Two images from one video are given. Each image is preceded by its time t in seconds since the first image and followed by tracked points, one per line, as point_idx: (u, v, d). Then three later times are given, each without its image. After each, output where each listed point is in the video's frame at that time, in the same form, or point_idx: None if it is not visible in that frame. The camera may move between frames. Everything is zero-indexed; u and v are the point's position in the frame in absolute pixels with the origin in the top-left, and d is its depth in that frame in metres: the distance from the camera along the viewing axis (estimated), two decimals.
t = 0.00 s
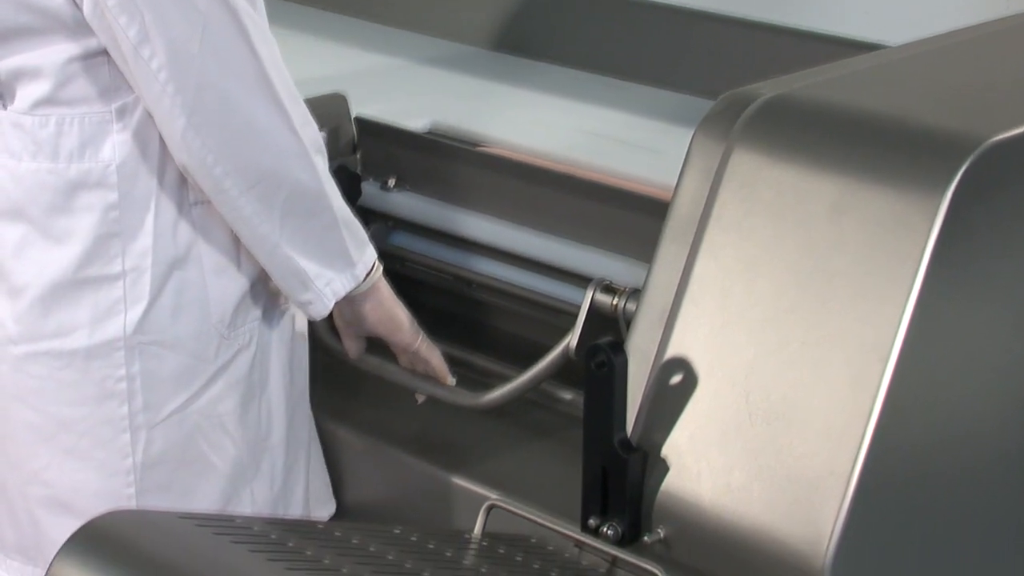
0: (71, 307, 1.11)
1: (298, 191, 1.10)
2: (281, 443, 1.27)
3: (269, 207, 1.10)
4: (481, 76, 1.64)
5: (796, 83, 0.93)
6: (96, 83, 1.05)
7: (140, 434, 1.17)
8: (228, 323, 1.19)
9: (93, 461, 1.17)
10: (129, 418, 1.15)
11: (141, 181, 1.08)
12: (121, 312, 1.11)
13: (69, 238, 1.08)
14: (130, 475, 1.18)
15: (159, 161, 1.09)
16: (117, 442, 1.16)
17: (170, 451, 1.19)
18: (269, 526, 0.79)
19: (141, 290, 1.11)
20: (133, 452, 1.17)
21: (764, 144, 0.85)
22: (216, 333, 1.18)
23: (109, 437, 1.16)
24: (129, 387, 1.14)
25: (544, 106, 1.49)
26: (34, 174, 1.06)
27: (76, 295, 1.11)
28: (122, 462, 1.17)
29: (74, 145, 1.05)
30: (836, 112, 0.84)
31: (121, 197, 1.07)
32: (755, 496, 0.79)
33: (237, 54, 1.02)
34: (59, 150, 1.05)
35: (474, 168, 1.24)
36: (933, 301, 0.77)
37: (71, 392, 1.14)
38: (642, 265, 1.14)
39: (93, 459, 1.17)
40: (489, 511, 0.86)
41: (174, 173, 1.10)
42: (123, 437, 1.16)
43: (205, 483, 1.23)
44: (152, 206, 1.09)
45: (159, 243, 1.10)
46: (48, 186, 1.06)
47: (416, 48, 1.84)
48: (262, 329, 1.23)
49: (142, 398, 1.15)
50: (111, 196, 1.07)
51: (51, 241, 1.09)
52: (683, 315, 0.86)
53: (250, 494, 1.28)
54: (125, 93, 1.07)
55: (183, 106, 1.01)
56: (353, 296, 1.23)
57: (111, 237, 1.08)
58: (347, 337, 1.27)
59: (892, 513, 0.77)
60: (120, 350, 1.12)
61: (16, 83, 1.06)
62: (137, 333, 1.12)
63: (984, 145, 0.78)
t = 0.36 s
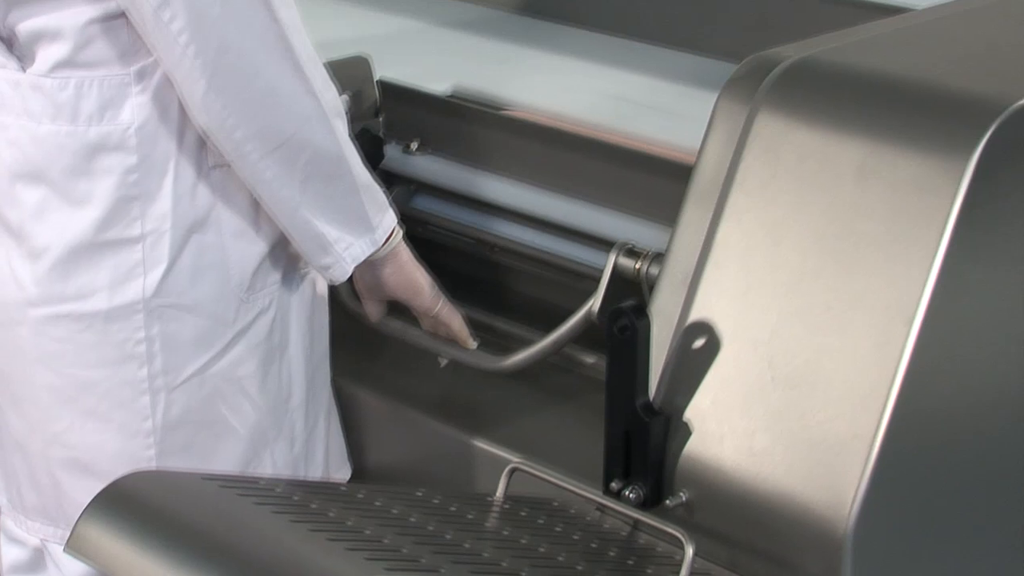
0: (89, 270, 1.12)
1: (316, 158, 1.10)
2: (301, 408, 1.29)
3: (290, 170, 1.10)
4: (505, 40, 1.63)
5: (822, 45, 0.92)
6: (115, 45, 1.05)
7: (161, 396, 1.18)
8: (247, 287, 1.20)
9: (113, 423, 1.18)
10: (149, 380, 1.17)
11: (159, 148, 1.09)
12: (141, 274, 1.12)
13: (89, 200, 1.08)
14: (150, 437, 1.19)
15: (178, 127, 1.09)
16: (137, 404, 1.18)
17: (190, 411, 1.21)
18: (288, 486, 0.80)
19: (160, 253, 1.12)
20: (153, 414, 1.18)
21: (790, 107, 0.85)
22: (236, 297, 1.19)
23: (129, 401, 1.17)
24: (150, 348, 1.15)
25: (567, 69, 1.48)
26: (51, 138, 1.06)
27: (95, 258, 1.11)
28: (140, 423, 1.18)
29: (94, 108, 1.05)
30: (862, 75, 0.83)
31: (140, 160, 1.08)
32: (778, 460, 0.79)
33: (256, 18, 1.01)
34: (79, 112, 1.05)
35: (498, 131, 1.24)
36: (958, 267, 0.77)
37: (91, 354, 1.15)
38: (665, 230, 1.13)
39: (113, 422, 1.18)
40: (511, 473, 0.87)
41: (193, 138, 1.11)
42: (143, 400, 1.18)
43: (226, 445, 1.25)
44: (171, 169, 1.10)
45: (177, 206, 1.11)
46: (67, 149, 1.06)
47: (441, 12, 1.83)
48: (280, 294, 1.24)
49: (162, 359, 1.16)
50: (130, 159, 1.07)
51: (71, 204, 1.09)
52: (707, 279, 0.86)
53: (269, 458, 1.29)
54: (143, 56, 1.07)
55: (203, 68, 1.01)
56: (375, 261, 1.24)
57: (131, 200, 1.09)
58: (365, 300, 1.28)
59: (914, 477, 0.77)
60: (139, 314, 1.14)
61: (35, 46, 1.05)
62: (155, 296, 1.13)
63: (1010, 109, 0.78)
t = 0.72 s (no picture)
0: (120, 231, 1.12)
1: (353, 120, 1.10)
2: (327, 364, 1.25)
3: (326, 130, 1.10)
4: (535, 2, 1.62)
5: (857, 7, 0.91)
6: (153, 4, 1.05)
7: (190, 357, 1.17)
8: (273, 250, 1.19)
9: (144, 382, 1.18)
10: (178, 341, 1.16)
11: (190, 107, 1.09)
12: (171, 237, 1.13)
13: (119, 162, 1.09)
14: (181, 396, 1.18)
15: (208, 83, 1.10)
16: (166, 363, 1.17)
17: (213, 372, 1.19)
18: (320, 447, 0.80)
19: (190, 215, 1.12)
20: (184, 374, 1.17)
21: (825, 70, 0.84)
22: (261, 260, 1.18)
23: (160, 360, 1.17)
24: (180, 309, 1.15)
25: (599, 32, 1.47)
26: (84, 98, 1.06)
27: (125, 220, 1.12)
28: (171, 381, 1.18)
29: (126, 69, 1.06)
30: (899, 36, 0.82)
31: (169, 123, 1.08)
32: (810, 423, 0.79)
33: None
34: (110, 73, 1.06)
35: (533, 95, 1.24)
36: (994, 232, 0.76)
37: (120, 315, 1.15)
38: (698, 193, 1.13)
39: (144, 381, 1.18)
40: (543, 436, 0.87)
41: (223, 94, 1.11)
42: (173, 359, 1.17)
43: (254, 404, 1.23)
44: (202, 133, 1.10)
45: (207, 167, 1.12)
46: (98, 111, 1.07)
47: None
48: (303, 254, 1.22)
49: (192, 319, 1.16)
50: (160, 122, 1.08)
51: (100, 168, 1.10)
52: (739, 243, 0.86)
53: (298, 418, 1.26)
54: (177, 19, 1.07)
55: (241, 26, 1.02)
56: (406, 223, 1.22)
57: (159, 162, 1.09)
58: (397, 265, 1.24)
59: (948, 442, 0.77)
60: (170, 275, 1.14)
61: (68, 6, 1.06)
62: (186, 258, 1.13)
63: None
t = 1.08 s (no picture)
0: (144, 173, 1.09)
1: (380, 75, 1.10)
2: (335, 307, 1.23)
3: (354, 82, 1.09)
4: None
5: None
6: None
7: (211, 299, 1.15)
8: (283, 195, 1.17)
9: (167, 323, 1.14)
10: (200, 282, 1.14)
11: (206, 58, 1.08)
12: (196, 181, 1.10)
13: (145, 108, 1.07)
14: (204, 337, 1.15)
15: (226, 32, 1.08)
16: (188, 304, 1.14)
17: (231, 313, 1.16)
18: (356, 400, 0.80)
19: (213, 159, 1.10)
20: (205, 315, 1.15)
21: (869, 23, 0.83)
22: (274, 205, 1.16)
23: (181, 300, 1.14)
24: (203, 252, 1.13)
25: None
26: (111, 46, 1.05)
27: (150, 162, 1.09)
28: (192, 321, 1.15)
29: (150, 20, 1.05)
30: None
31: (190, 78, 1.07)
32: (851, 380, 0.79)
33: None
34: (134, 24, 1.04)
35: (574, 51, 1.24)
36: None
37: (140, 258, 1.12)
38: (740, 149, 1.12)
39: (167, 322, 1.14)
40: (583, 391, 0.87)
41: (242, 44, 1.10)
42: (195, 301, 1.14)
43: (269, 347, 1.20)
44: (226, 83, 1.09)
45: (231, 114, 1.10)
46: (120, 60, 1.05)
47: None
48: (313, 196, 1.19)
49: (214, 260, 1.14)
50: (180, 77, 1.07)
51: (129, 112, 1.07)
52: (781, 198, 0.85)
53: (308, 359, 1.22)
54: None
55: None
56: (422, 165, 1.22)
57: (180, 109, 1.08)
58: (417, 212, 1.25)
59: (992, 399, 0.76)
60: (192, 218, 1.12)
61: None
62: (211, 202, 1.11)
63: None
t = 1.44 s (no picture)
0: (210, 105, 1.12)
1: None
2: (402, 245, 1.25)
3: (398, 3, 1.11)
4: None
5: None
6: None
7: (278, 231, 1.17)
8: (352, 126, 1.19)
9: (236, 256, 1.17)
10: (267, 216, 1.17)
11: None
12: (258, 112, 1.13)
13: (207, 40, 1.10)
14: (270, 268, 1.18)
15: None
16: (256, 237, 1.17)
17: (297, 246, 1.19)
18: (406, 345, 0.81)
19: (277, 89, 1.13)
20: (271, 246, 1.17)
21: None
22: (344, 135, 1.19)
23: (248, 233, 1.17)
24: (270, 184, 1.16)
25: None
26: None
27: (215, 94, 1.12)
28: (260, 254, 1.18)
29: None
30: None
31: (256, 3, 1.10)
32: (898, 331, 0.78)
33: None
34: None
35: None
36: None
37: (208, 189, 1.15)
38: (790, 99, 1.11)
39: (236, 255, 1.17)
40: (630, 339, 0.88)
41: None
42: (261, 234, 1.17)
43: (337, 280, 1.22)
44: (291, 16, 1.11)
45: (293, 43, 1.12)
46: None
47: None
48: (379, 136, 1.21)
49: (282, 192, 1.16)
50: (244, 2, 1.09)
51: (190, 46, 1.10)
52: (830, 148, 0.84)
53: (375, 290, 1.25)
54: None
55: None
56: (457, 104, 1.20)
57: (243, 38, 1.10)
58: (455, 149, 1.23)
59: None
60: (258, 149, 1.14)
61: None
62: (277, 130, 1.14)
63: None
